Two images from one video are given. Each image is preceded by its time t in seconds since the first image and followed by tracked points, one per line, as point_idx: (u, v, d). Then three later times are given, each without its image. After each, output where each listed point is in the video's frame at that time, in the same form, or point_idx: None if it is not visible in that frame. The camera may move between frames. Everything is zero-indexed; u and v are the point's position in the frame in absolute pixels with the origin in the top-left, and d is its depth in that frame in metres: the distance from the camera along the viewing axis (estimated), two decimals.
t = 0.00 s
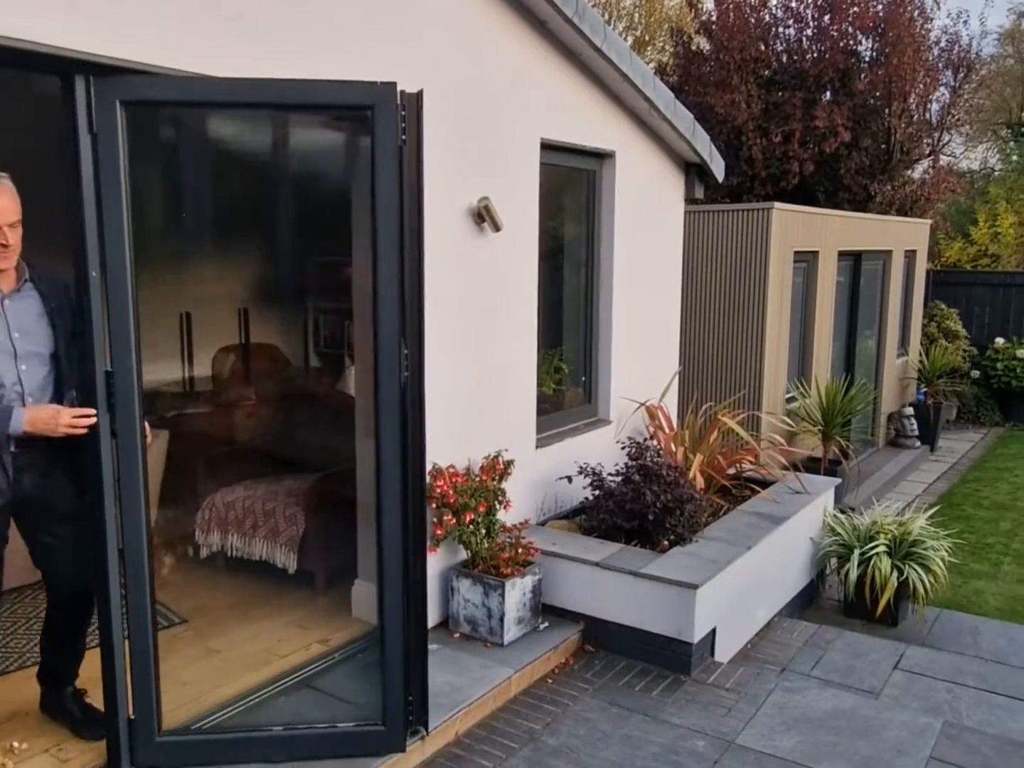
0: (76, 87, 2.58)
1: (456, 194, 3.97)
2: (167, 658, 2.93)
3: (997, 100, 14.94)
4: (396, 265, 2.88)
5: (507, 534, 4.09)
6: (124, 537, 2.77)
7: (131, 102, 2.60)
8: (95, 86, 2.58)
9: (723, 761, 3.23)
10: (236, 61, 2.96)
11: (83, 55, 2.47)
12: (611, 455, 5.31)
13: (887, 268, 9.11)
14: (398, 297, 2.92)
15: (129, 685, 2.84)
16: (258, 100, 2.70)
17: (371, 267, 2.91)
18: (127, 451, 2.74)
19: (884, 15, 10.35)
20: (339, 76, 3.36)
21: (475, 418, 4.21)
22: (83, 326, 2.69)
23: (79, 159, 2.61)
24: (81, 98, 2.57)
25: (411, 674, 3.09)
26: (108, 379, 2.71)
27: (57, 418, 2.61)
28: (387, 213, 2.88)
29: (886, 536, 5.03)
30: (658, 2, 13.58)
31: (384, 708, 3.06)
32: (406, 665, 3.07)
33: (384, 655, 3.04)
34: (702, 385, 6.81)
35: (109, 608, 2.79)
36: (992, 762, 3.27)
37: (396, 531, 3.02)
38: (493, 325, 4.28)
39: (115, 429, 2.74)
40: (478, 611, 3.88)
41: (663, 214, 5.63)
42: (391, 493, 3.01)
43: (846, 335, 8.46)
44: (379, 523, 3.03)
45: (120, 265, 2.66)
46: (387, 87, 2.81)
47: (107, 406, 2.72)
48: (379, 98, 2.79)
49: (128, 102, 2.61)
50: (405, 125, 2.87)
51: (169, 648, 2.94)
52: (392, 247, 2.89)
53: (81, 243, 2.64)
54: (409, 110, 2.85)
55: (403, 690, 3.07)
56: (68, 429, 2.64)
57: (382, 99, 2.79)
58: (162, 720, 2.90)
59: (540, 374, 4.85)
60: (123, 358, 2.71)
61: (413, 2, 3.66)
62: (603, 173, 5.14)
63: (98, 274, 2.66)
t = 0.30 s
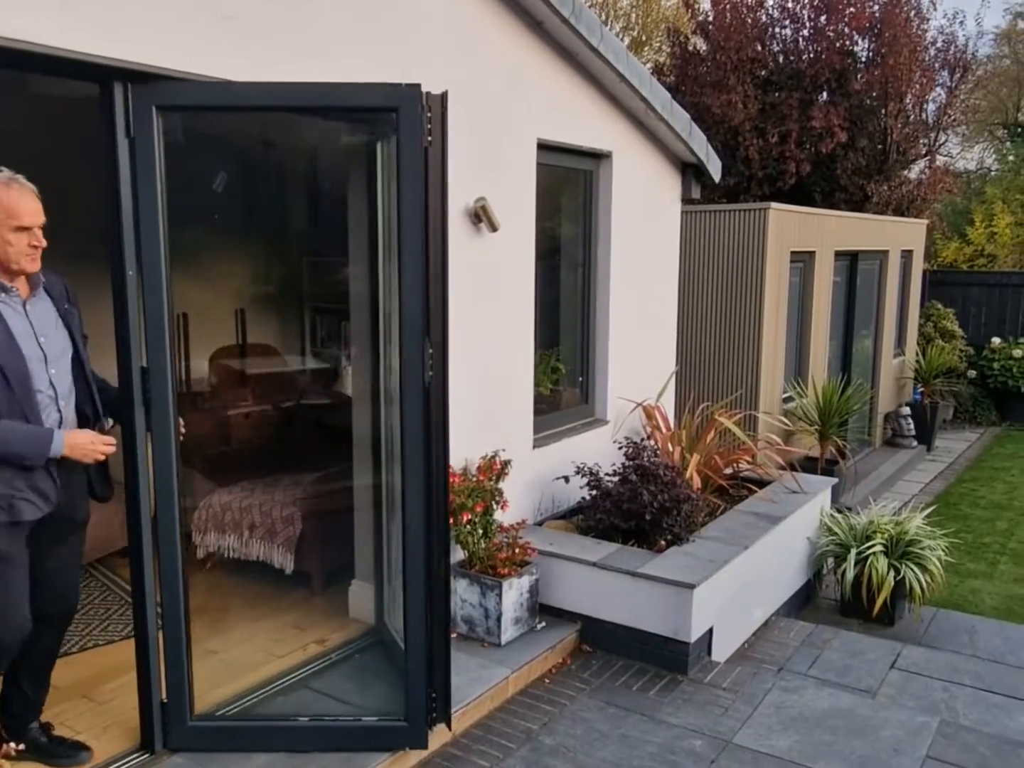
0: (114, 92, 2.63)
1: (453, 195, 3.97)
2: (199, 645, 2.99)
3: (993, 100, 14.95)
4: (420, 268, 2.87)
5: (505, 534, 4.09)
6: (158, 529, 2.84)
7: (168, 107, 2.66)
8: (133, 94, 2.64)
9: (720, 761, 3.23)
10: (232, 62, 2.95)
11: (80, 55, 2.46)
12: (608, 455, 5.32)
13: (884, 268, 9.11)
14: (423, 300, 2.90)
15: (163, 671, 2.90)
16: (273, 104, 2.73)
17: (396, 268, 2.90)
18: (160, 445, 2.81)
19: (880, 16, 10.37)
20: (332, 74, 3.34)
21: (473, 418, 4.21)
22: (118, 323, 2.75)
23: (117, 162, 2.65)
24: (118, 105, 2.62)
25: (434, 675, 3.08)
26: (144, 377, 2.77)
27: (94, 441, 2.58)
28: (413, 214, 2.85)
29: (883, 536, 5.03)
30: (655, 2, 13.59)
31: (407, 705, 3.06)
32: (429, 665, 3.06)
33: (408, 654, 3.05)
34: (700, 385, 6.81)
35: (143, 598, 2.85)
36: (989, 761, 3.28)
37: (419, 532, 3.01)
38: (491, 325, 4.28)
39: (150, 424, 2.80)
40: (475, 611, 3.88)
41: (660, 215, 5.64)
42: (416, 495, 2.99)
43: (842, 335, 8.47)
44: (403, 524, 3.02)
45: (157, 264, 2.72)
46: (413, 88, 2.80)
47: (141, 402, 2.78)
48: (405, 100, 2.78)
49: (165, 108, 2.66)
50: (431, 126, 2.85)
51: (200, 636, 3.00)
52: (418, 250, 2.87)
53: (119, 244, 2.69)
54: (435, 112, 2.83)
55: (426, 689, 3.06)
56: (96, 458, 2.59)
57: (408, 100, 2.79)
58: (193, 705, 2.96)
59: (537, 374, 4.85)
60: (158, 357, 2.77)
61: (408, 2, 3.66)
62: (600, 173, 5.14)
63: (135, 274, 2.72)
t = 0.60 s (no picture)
0: (133, 98, 2.69)
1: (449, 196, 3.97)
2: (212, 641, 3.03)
3: (990, 101, 14.96)
4: (431, 269, 2.83)
5: (503, 534, 4.10)
6: (175, 527, 2.89)
7: (183, 113, 2.70)
8: (151, 100, 2.69)
9: (718, 761, 3.23)
10: (228, 64, 2.95)
11: (76, 56, 2.46)
12: (606, 455, 5.32)
13: (881, 268, 9.13)
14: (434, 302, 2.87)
15: (180, 664, 2.95)
16: (276, 105, 2.72)
17: (407, 269, 2.88)
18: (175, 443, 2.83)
19: (876, 17, 10.39)
20: (329, 77, 3.35)
21: (471, 417, 4.21)
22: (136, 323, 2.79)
23: (136, 165, 2.70)
24: (137, 111, 2.68)
25: (446, 674, 3.07)
26: (161, 377, 2.80)
27: (109, 486, 2.45)
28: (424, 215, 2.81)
29: (879, 536, 5.04)
30: (653, 3, 13.60)
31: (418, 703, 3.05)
32: (440, 664, 3.05)
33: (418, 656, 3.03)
34: (697, 385, 6.82)
35: (161, 593, 2.90)
36: (987, 760, 3.28)
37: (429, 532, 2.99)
38: (489, 326, 4.28)
39: (168, 422, 2.83)
40: (473, 612, 3.88)
41: (657, 215, 5.64)
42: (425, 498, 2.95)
43: (839, 335, 8.48)
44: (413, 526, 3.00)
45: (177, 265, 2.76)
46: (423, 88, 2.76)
47: (160, 400, 2.81)
48: (415, 101, 2.75)
49: (181, 113, 2.70)
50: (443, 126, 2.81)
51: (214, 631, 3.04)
52: (428, 252, 2.83)
53: (136, 245, 2.74)
54: (446, 113, 2.80)
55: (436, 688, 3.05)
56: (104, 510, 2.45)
57: (418, 101, 2.75)
58: (208, 700, 3.00)
59: (533, 375, 4.85)
60: (174, 358, 2.79)
61: (404, 3, 3.65)
62: (596, 174, 5.14)
63: (152, 275, 2.76)
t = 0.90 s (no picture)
0: (107, 94, 2.65)
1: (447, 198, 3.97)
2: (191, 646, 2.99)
3: (988, 102, 14.98)
4: (414, 270, 2.86)
5: (501, 535, 4.11)
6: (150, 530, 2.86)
7: (160, 110, 2.68)
8: (126, 96, 2.65)
9: (716, 762, 3.24)
10: (225, 64, 2.95)
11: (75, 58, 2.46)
12: (604, 456, 5.32)
13: (878, 269, 9.14)
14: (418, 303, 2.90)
15: (157, 670, 2.88)
16: (265, 106, 2.75)
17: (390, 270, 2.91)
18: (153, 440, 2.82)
19: (873, 18, 10.42)
20: (327, 78, 3.35)
21: (469, 418, 4.22)
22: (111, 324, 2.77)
23: (111, 161, 2.69)
24: (112, 107, 2.65)
25: (432, 678, 3.07)
26: (137, 379, 2.79)
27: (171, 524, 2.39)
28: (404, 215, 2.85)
29: (877, 537, 5.04)
30: (650, 5, 13.61)
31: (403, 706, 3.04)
32: (427, 667, 3.05)
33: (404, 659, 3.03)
34: (695, 386, 6.82)
35: (136, 597, 2.82)
36: (984, 760, 3.28)
37: (415, 530, 3.00)
38: (487, 328, 4.29)
39: (144, 427, 2.82)
40: (471, 613, 3.88)
41: (654, 216, 5.65)
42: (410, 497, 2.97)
43: (837, 335, 8.49)
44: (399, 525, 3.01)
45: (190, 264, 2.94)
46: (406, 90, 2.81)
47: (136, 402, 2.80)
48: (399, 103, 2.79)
49: (158, 111, 2.68)
50: (425, 128, 2.86)
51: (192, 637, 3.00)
52: (410, 252, 2.87)
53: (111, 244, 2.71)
54: (429, 114, 2.84)
55: (422, 689, 3.04)
56: (158, 548, 2.37)
57: (401, 102, 2.80)
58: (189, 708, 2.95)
59: (532, 377, 4.85)
60: (152, 359, 2.78)
61: (401, 4, 3.66)
62: (594, 174, 5.14)
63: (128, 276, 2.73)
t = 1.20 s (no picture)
0: (40, 85, 2.48)
1: (441, 199, 3.96)
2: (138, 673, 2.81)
3: (982, 101, 15.01)
4: (369, 267, 2.87)
5: (496, 536, 4.10)
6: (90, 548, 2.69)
7: (98, 103, 2.52)
8: (60, 86, 2.48)
9: (712, 762, 3.23)
10: (217, 62, 2.93)
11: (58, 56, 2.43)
12: (600, 456, 5.32)
13: (873, 268, 9.15)
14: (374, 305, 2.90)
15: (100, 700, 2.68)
16: (228, 103, 2.68)
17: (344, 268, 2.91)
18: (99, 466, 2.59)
19: (868, 18, 10.44)
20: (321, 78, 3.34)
21: (464, 419, 4.21)
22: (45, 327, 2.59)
23: (45, 162, 2.50)
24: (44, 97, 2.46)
25: (389, 684, 3.07)
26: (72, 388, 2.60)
27: (253, 514, 2.36)
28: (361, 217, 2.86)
29: (873, 536, 5.04)
30: (645, 5, 13.61)
31: (362, 713, 3.03)
32: (384, 672, 3.05)
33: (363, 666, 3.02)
34: (690, 385, 6.82)
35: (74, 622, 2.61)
36: (980, 760, 3.28)
37: (373, 532, 3.00)
38: (482, 329, 4.28)
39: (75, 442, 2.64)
40: (466, 614, 3.87)
41: (649, 216, 5.64)
42: (367, 495, 2.98)
43: (833, 335, 8.49)
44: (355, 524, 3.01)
45: (181, 267, 3.27)
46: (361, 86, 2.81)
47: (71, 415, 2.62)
48: (353, 102, 2.79)
49: (94, 103, 2.51)
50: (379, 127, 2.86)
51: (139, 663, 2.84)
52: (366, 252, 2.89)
53: (44, 243, 2.53)
54: (382, 112, 2.85)
55: (381, 693, 3.04)
56: (242, 539, 2.34)
57: (355, 100, 2.79)
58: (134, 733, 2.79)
59: (527, 377, 4.84)
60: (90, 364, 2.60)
61: (395, 3, 3.65)
62: (590, 175, 5.14)
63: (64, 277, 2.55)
